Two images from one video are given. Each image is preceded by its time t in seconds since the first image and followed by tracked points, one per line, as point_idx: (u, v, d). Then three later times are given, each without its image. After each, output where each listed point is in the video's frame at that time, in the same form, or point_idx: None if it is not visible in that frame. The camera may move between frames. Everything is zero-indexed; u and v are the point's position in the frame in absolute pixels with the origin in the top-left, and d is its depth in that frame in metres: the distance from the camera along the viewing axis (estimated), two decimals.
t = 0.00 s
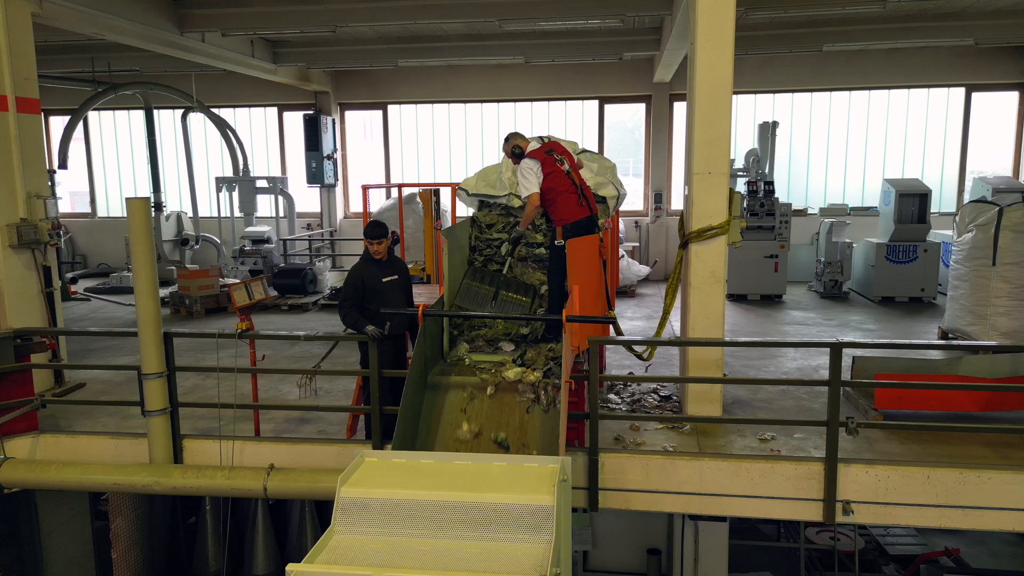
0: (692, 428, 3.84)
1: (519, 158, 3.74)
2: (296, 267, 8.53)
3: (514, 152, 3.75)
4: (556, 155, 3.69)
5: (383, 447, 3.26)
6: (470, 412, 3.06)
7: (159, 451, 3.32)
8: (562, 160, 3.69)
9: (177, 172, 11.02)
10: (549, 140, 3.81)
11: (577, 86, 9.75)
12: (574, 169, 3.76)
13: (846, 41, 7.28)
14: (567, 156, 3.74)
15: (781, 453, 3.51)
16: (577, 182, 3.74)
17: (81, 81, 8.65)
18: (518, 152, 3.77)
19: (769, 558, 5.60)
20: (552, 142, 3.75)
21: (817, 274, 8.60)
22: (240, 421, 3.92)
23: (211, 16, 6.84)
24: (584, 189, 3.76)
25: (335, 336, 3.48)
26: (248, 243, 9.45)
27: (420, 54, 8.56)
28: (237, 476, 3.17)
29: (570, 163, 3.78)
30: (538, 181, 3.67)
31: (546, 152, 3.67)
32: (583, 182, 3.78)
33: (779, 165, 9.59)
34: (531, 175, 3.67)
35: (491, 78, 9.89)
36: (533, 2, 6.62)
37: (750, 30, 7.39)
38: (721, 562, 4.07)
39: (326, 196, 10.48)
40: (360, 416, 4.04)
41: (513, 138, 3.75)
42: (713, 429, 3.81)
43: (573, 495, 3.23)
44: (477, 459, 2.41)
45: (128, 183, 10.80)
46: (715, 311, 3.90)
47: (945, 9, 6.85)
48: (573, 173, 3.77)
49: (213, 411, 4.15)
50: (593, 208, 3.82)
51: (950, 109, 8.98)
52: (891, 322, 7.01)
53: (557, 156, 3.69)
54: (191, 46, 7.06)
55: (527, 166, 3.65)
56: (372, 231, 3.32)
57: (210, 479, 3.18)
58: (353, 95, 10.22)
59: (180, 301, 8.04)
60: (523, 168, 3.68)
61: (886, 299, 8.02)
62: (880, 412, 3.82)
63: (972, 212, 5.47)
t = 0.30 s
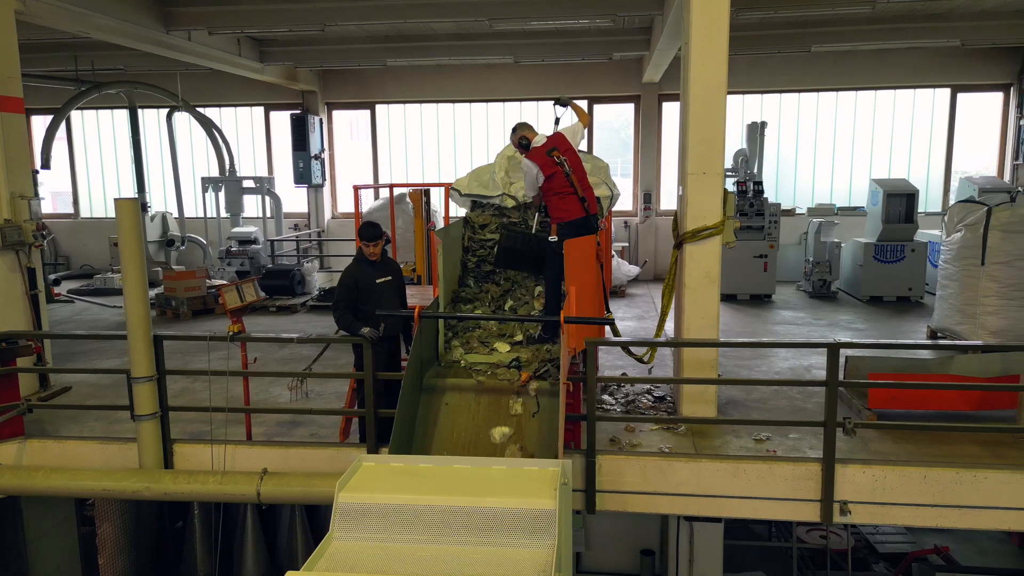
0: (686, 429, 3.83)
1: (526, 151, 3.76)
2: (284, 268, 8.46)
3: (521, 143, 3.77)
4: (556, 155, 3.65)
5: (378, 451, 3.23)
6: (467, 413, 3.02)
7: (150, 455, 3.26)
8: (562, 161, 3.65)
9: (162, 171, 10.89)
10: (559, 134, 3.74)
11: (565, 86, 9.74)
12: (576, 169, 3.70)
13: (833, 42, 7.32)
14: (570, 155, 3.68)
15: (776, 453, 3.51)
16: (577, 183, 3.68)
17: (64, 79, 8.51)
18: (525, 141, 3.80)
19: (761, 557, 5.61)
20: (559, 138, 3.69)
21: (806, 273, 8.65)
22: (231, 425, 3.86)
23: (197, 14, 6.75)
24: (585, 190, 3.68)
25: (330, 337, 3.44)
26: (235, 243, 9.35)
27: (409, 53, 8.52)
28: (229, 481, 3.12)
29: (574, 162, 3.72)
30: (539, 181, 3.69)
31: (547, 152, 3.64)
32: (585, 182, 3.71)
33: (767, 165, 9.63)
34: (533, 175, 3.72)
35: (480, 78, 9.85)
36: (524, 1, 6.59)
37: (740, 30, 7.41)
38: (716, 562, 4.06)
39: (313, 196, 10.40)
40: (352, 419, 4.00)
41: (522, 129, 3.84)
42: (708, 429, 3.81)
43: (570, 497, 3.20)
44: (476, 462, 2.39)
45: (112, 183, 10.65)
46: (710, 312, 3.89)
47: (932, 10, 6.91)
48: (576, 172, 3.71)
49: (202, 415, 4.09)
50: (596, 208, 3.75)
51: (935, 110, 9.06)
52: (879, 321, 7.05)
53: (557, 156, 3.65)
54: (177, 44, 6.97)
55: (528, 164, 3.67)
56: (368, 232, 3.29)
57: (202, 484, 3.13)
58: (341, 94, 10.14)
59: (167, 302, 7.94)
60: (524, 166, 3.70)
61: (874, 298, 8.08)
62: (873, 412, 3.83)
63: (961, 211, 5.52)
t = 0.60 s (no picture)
0: (685, 430, 3.81)
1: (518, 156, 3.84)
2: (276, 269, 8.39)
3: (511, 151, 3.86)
4: (539, 158, 3.71)
5: (377, 454, 3.20)
6: (467, 417, 2.99)
7: (143, 460, 3.20)
8: (545, 162, 3.70)
9: (149, 172, 10.77)
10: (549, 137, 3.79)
11: (557, 86, 9.73)
12: (561, 169, 3.71)
13: (825, 43, 7.35)
14: (553, 157, 3.70)
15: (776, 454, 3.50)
16: (562, 182, 3.69)
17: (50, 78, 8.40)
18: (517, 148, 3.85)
19: (756, 557, 5.62)
20: (546, 142, 3.74)
21: (798, 273, 8.69)
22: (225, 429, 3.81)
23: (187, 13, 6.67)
24: (570, 188, 3.68)
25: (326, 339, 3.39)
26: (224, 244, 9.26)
27: (401, 53, 8.48)
28: (225, 486, 3.08)
29: (561, 162, 3.72)
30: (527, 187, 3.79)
31: (531, 157, 3.73)
32: (571, 181, 3.69)
33: (758, 166, 9.66)
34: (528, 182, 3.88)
35: (471, 78, 9.82)
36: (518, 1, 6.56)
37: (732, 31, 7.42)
38: (715, 564, 4.05)
39: (304, 197, 10.32)
40: (348, 422, 3.96)
41: (514, 137, 3.87)
42: (706, 430, 3.80)
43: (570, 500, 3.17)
44: (480, 465, 2.36)
45: (98, 184, 10.53)
46: (708, 312, 3.89)
47: (923, 12, 6.95)
48: (563, 172, 3.72)
49: (195, 418, 4.03)
50: (586, 205, 3.72)
51: (925, 111, 9.13)
52: (872, 321, 7.09)
53: (542, 159, 3.70)
54: (166, 43, 6.90)
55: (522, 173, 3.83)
56: (367, 233, 3.28)
57: (198, 489, 3.08)
58: (331, 94, 10.08)
59: (156, 304, 7.85)
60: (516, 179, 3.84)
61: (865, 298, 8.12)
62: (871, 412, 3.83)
63: (953, 212, 5.55)
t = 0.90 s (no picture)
0: (687, 431, 3.80)
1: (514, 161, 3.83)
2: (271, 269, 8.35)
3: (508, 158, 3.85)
4: (538, 159, 3.68)
5: (379, 457, 3.17)
6: (470, 419, 2.96)
7: (142, 464, 3.16)
8: (544, 162, 3.68)
9: (141, 172, 10.68)
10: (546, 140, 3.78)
11: (551, 87, 9.71)
12: (560, 168, 3.70)
13: (820, 44, 7.37)
14: (552, 157, 3.69)
15: (779, 455, 3.49)
16: (561, 181, 3.68)
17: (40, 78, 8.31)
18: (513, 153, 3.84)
19: (754, 557, 5.62)
20: (543, 145, 3.71)
21: (793, 273, 8.71)
22: (224, 431, 3.77)
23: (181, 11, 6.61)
24: (569, 186, 3.67)
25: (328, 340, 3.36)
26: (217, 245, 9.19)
27: (397, 53, 8.44)
28: (226, 490, 3.05)
29: (559, 162, 3.72)
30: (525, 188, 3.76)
31: (529, 158, 3.70)
32: (570, 179, 3.69)
33: (753, 166, 9.67)
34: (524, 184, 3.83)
35: (466, 78, 9.79)
36: None
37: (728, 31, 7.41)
38: (716, 565, 4.04)
39: (298, 197, 10.26)
40: (348, 424, 3.92)
41: (513, 146, 3.90)
42: (708, 431, 3.79)
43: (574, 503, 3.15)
44: (486, 469, 2.33)
45: (90, 184, 10.43)
46: (710, 312, 3.86)
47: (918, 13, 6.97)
48: (561, 172, 3.72)
49: (193, 421, 3.99)
50: (586, 203, 3.70)
51: (918, 111, 9.17)
52: (868, 321, 7.10)
53: (542, 160, 3.68)
54: (160, 42, 6.84)
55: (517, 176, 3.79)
56: (371, 231, 3.27)
57: (198, 493, 3.04)
58: (325, 94, 10.03)
59: (149, 306, 7.78)
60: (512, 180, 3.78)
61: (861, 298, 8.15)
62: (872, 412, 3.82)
63: (951, 212, 5.57)
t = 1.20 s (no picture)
0: (690, 433, 3.78)
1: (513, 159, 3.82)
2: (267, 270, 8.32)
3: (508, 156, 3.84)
4: (537, 156, 3.63)
5: (383, 460, 3.15)
6: (476, 421, 2.94)
7: (142, 468, 3.13)
8: (542, 160, 3.63)
9: (135, 172, 10.60)
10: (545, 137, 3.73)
11: (548, 87, 9.70)
12: (559, 165, 3.63)
13: (819, 44, 7.38)
14: (551, 153, 3.63)
15: (784, 457, 3.48)
16: (561, 179, 3.61)
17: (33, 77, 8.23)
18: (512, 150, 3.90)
19: (755, 559, 5.60)
20: (542, 142, 3.67)
21: (790, 273, 8.72)
22: (224, 435, 3.73)
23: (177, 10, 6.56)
24: (568, 183, 3.60)
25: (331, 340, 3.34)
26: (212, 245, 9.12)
27: (393, 53, 8.40)
28: (229, 494, 3.01)
29: (558, 159, 3.65)
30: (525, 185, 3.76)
31: (528, 156, 3.65)
32: (570, 177, 3.62)
33: (750, 166, 9.68)
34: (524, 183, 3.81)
35: (462, 78, 9.75)
36: None
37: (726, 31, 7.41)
38: (720, 567, 4.03)
39: (293, 197, 10.19)
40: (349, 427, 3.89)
41: (510, 141, 3.90)
42: (712, 433, 3.77)
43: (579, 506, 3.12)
44: (495, 473, 2.31)
45: (82, 184, 10.35)
46: (714, 313, 3.85)
47: (916, 13, 6.99)
48: (561, 169, 3.65)
49: (193, 424, 3.95)
50: (586, 202, 3.64)
51: (914, 112, 9.20)
52: (866, 321, 7.11)
53: (540, 157, 3.63)
54: (155, 41, 6.79)
55: (518, 174, 3.75)
56: (376, 230, 3.26)
57: (200, 497, 3.01)
58: (320, 94, 9.97)
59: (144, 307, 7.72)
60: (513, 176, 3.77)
61: (858, 298, 8.16)
62: (874, 413, 3.82)
63: (949, 212, 5.58)
